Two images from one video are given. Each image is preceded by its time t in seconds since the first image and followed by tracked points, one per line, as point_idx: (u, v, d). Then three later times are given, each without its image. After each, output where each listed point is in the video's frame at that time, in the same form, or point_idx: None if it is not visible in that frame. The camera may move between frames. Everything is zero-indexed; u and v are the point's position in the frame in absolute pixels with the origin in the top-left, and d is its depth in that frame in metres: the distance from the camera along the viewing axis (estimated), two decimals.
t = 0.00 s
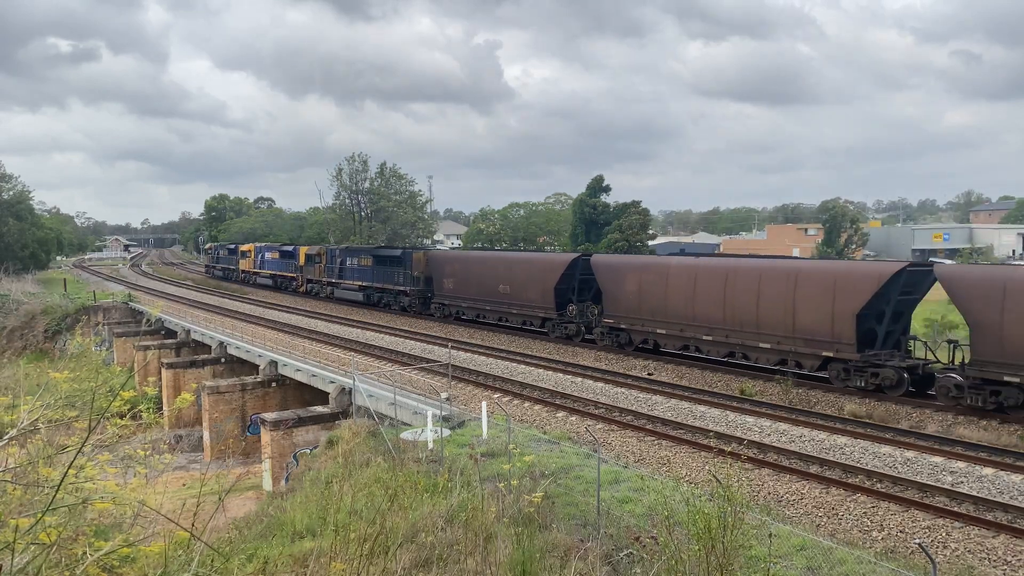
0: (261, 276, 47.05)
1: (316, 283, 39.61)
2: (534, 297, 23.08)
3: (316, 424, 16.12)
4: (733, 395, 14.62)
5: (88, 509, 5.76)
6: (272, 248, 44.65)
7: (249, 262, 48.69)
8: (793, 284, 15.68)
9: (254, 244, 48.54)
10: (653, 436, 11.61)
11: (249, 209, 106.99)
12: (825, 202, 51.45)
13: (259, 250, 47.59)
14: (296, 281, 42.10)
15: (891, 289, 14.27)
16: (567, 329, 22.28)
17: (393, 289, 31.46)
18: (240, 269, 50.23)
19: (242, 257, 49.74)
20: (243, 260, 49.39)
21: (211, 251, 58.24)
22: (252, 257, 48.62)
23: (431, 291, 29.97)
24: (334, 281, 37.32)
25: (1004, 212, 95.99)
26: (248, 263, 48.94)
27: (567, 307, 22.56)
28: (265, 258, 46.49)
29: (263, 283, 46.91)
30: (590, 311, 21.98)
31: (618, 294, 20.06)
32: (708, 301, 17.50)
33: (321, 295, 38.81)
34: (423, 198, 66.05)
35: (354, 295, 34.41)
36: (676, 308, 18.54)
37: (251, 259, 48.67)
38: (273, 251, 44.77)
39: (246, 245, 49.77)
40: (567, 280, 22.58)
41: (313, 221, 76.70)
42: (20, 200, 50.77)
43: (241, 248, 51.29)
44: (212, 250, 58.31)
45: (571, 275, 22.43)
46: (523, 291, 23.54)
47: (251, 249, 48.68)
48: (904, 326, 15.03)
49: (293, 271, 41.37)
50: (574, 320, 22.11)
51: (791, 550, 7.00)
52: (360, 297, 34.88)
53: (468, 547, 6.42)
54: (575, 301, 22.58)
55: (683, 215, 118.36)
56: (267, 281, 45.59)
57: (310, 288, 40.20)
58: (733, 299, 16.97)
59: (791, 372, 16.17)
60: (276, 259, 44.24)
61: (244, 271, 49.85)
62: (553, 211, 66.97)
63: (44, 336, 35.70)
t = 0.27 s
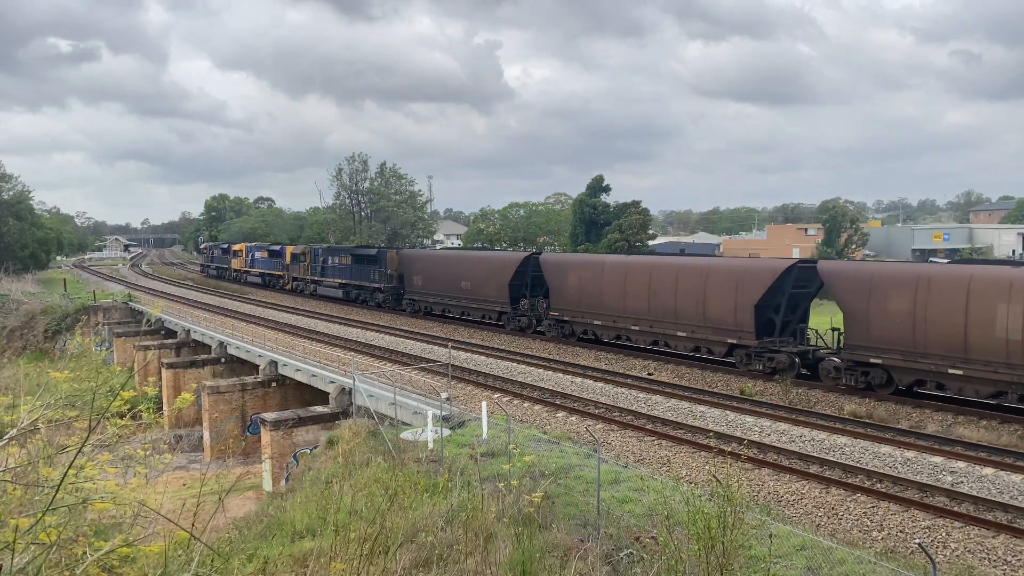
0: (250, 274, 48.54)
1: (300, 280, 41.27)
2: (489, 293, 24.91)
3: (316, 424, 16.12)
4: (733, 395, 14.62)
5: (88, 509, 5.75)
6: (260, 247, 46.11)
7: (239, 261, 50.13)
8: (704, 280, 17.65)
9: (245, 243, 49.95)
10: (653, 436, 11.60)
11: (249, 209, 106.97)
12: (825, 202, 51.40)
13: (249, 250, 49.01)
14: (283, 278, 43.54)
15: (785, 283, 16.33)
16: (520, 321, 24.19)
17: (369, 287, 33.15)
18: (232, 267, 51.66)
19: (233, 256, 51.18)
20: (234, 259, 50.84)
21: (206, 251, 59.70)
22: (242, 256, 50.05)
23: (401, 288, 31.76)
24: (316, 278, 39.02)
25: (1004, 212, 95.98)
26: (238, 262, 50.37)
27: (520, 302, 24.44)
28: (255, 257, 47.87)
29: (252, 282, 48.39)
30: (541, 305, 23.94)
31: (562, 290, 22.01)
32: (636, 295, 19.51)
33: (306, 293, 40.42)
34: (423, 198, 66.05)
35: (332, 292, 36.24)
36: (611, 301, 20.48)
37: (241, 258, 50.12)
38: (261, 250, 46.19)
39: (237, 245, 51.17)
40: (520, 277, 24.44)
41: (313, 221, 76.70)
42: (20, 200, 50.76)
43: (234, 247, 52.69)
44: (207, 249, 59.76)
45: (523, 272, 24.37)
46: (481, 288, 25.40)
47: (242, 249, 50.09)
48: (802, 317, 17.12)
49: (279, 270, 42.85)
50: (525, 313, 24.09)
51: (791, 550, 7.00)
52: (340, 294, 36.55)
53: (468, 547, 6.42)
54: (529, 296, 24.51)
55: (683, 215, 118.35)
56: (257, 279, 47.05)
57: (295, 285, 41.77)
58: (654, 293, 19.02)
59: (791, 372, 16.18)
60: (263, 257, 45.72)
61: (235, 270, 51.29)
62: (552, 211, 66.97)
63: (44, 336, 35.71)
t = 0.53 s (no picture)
0: (241, 272, 50.19)
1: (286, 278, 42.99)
2: (454, 290, 26.91)
3: (316, 423, 16.12)
4: (733, 395, 14.62)
5: (88, 509, 5.75)
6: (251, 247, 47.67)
7: (232, 260, 51.79)
8: (635, 274, 19.65)
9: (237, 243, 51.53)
10: (653, 436, 11.60)
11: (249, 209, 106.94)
12: (826, 202, 51.37)
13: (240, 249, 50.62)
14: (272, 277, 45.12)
15: (700, 277, 18.34)
16: (481, 316, 26.23)
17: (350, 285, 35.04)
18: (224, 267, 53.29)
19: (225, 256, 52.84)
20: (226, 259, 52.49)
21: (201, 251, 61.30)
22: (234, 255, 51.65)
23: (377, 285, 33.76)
24: (301, 276, 40.83)
25: (1004, 212, 96.02)
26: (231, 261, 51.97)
27: (481, 297, 26.45)
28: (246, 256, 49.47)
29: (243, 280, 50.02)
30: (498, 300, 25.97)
31: (516, 286, 24.17)
32: (578, 290, 21.58)
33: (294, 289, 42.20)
34: (423, 198, 66.11)
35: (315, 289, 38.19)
36: (557, 296, 22.60)
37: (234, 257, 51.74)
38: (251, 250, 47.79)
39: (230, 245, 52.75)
40: (481, 274, 26.52)
41: (313, 221, 76.70)
42: (20, 199, 50.74)
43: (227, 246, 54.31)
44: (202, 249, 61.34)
45: (484, 269, 26.41)
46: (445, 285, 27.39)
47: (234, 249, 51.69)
48: (719, 309, 19.08)
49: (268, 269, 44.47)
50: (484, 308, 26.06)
51: (791, 550, 7.00)
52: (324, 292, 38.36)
53: (468, 547, 6.42)
54: (488, 292, 26.58)
55: (683, 215, 118.36)
56: (247, 278, 48.69)
57: (282, 283, 43.49)
58: (592, 288, 21.09)
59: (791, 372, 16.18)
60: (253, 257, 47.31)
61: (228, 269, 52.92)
62: (552, 211, 66.99)
63: (44, 336, 35.70)
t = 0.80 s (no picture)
0: (232, 270, 51.86)
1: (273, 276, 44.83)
2: (422, 286, 29.02)
3: (316, 423, 16.13)
4: (733, 395, 14.62)
5: (88, 509, 5.75)
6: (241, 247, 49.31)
7: (224, 258, 53.47)
8: (576, 271, 21.69)
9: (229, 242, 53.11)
10: (653, 436, 11.61)
11: (248, 209, 106.92)
12: (826, 202, 51.34)
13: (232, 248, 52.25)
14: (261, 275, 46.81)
15: (630, 272, 20.45)
16: (446, 310, 28.28)
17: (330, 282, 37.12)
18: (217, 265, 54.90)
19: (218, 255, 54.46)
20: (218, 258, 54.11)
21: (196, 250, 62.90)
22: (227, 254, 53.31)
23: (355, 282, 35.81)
24: (287, 274, 42.72)
25: (1004, 212, 96.05)
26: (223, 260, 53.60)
27: (446, 292, 28.53)
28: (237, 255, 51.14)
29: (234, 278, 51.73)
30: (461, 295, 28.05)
31: (474, 282, 26.10)
32: (529, 285, 23.58)
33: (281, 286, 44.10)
34: (423, 198, 66.14)
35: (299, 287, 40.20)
36: (512, 291, 24.51)
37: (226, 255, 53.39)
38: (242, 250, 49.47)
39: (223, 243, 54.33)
40: (446, 272, 28.64)
41: (313, 221, 76.70)
42: (20, 199, 50.72)
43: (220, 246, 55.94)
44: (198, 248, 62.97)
45: (449, 266, 28.55)
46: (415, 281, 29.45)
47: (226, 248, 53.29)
48: (649, 302, 21.13)
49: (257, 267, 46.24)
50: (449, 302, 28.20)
51: (791, 550, 7.00)
52: (308, 289, 40.45)
53: (468, 547, 6.42)
54: (453, 288, 28.64)
55: (683, 215, 118.35)
56: (238, 276, 50.37)
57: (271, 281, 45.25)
58: (542, 283, 23.10)
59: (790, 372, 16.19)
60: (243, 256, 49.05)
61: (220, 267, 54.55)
62: (552, 211, 67.01)
63: (43, 336, 35.72)
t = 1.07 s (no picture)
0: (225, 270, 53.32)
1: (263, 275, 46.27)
2: (395, 283, 30.88)
3: (316, 423, 16.13)
4: (733, 395, 14.61)
5: (88, 509, 5.75)
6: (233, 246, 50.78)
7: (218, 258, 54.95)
8: (527, 268, 23.54)
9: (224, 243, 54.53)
10: (653, 436, 11.60)
11: (249, 209, 106.88)
12: (826, 202, 51.29)
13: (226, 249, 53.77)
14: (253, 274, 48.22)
15: (574, 269, 22.26)
16: (417, 305, 30.06)
17: (314, 279, 39.02)
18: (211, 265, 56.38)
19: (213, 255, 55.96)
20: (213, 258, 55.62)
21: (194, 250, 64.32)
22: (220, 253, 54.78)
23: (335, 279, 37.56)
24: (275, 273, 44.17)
25: (1004, 212, 96.10)
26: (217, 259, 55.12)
27: (415, 289, 30.40)
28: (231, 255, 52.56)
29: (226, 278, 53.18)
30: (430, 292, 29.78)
31: (441, 280, 28.01)
32: (486, 282, 25.39)
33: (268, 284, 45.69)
34: (423, 197, 66.16)
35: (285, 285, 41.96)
36: (473, 287, 26.39)
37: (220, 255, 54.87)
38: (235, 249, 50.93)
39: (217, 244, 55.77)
40: (417, 270, 30.40)
41: (314, 221, 76.66)
42: (20, 199, 50.68)
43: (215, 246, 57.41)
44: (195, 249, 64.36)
45: (420, 265, 30.28)
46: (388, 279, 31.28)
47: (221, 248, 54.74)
48: (592, 297, 23.00)
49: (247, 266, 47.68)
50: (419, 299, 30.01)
51: (792, 550, 7.00)
52: (294, 287, 42.16)
53: (467, 547, 6.42)
54: (424, 285, 30.45)
55: (683, 215, 118.33)
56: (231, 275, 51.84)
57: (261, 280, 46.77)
58: (498, 281, 24.83)
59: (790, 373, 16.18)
60: (236, 255, 50.56)
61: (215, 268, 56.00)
62: (552, 211, 67.05)
63: (43, 336, 35.75)
